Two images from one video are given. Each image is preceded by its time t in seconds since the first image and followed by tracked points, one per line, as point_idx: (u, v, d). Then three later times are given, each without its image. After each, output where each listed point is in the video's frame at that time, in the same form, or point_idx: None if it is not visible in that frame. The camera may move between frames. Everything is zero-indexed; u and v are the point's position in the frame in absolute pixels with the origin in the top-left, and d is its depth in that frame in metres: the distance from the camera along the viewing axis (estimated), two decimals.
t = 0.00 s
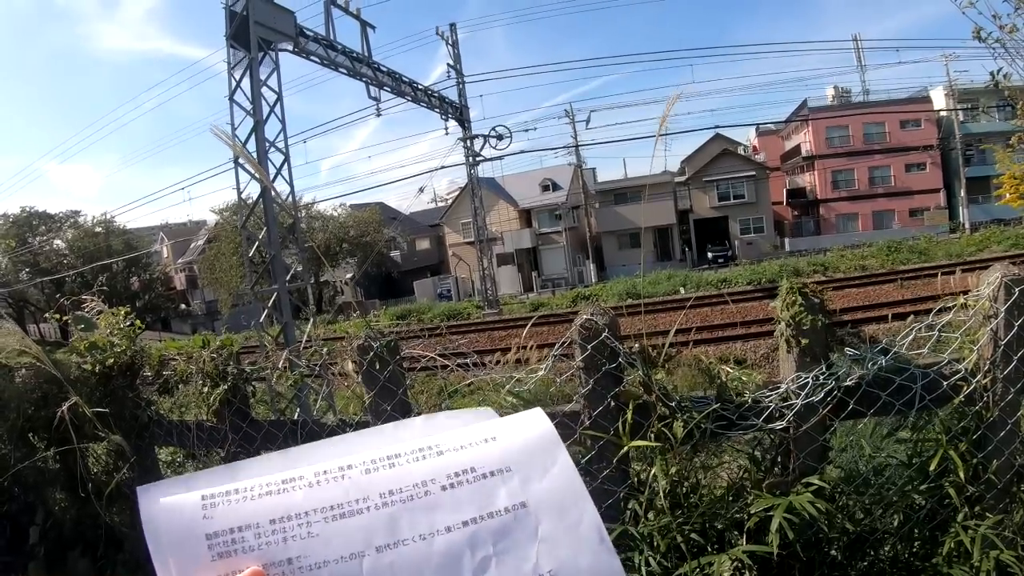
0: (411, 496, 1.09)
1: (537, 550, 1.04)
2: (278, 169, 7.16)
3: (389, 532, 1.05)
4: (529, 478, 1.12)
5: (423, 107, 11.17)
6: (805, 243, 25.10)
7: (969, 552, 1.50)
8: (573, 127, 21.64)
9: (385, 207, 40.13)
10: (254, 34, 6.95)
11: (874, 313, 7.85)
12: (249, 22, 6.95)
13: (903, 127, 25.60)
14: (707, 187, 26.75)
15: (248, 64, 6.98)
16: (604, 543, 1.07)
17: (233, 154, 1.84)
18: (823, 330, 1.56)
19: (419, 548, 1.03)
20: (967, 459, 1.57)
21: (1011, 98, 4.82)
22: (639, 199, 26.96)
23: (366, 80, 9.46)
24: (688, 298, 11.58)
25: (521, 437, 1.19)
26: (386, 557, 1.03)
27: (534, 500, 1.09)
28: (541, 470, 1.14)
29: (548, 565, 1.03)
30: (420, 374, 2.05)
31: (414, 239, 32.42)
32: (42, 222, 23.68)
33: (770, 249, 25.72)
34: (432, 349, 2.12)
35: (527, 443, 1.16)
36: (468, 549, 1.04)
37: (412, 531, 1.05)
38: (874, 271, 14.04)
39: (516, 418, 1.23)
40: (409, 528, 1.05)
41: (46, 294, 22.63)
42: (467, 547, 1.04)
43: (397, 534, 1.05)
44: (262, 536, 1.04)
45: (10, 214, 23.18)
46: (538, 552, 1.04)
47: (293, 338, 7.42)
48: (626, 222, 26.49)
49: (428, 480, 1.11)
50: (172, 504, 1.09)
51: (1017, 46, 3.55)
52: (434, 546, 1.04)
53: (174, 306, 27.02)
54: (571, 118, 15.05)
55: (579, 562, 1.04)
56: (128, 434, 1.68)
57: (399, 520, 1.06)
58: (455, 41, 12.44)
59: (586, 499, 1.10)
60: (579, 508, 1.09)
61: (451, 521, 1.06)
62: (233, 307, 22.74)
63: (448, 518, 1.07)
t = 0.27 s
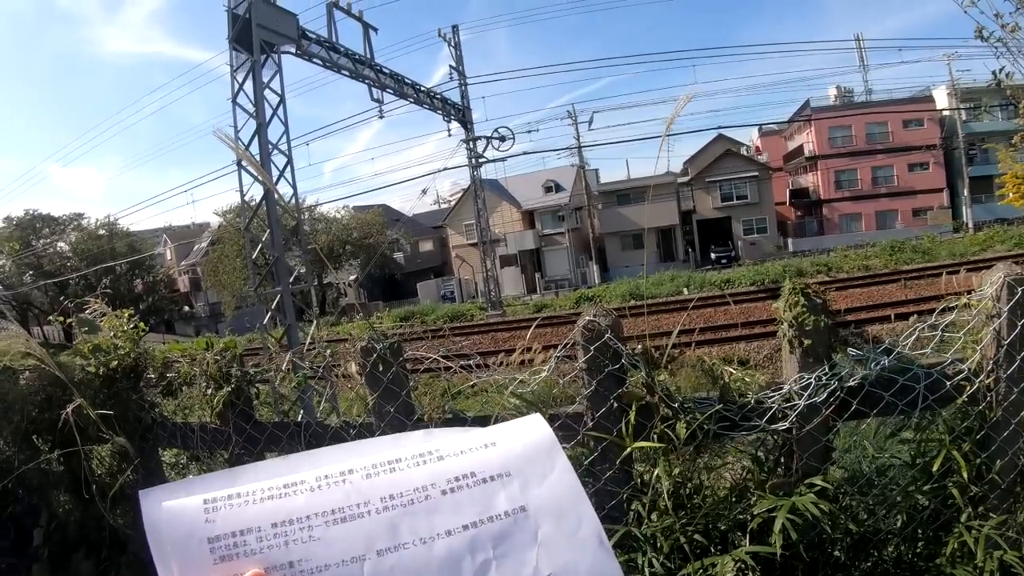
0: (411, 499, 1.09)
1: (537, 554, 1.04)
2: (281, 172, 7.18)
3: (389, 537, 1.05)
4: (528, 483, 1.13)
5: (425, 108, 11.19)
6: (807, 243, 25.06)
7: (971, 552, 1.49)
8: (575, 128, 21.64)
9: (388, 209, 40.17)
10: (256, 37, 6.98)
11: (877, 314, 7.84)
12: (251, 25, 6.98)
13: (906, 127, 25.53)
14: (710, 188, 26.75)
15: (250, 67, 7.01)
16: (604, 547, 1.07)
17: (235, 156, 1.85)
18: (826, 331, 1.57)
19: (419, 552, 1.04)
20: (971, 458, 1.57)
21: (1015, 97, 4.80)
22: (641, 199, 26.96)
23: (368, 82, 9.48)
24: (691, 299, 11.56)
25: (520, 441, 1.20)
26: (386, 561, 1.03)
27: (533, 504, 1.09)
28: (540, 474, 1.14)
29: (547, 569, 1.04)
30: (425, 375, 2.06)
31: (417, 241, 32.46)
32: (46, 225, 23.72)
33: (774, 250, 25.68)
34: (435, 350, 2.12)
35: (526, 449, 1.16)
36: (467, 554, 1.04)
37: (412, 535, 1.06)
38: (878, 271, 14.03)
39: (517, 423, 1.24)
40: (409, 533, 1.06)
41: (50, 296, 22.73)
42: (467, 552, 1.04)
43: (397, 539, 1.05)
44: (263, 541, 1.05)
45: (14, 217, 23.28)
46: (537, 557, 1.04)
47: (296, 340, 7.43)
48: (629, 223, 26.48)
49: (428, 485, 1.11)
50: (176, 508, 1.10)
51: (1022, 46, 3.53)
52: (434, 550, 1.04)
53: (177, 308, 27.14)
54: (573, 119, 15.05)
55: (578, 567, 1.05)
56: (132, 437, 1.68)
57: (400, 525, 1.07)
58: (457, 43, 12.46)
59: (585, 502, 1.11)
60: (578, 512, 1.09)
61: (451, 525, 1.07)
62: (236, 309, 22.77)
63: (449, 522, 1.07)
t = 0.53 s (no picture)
0: (418, 499, 1.09)
1: (543, 554, 1.04)
2: (284, 174, 7.19)
3: (395, 535, 1.06)
4: (534, 482, 1.13)
5: (428, 110, 11.20)
6: (809, 244, 25.03)
7: (975, 553, 1.49)
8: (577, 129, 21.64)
9: (390, 211, 40.22)
10: (259, 39, 7.00)
11: (880, 314, 7.83)
12: (254, 27, 7.00)
13: (908, 127, 25.48)
14: (712, 189, 26.73)
15: (252, 69, 7.02)
16: (611, 547, 1.07)
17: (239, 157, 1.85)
18: (828, 331, 1.57)
19: (425, 552, 1.04)
20: (974, 459, 1.57)
21: (1018, 97, 4.80)
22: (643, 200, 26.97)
23: (370, 84, 9.50)
24: (694, 300, 11.55)
25: (528, 441, 1.20)
26: (392, 560, 1.03)
27: (539, 504, 1.09)
28: (546, 474, 1.14)
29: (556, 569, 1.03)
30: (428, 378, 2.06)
31: (419, 242, 32.49)
32: (48, 227, 23.71)
33: (776, 250, 25.66)
34: (436, 351, 2.12)
35: (533, 448, 1.17)
36: (473, 553, 1.04)
37: (418, 534, 1.06)
38: (880, 272, 14.01)
39: (522, 422, 1.24)
40: (415, 532, 1.06)
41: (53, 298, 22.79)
42: (474, 551, 1.04)
43: (403, 537, 1.05)
44: (269, 539, 1.05)
45: (17, 219, 23.35)
46: (544, 556, 1.04)
47: (299, 342, 7.43)
48: (631, 224, 26.49)
49: (434, 484, 1.12)
50: (180, 506, 1.10)
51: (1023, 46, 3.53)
52: (440, 549, 1.04)
53: (180, 310, 27.20)
54: (575, 120, 15.05)
55: (585, 567, 1.04)
56: (135, 438, 1.69)
57: (406, 523, 1.07)
58: (459, 45, 12.47)
59: (591, 501, 1.11)
60: (584, 512, 1.09)
61: (456, 524, 1.07)
62: (239, 311, 22.77)
63: (454, 521, 1.07)
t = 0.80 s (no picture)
0: (421, 498, 1.10)
1: (548, 553, 1.05)
2: (287, 175, 7.20)
3: (398, 535, 1.06)
4: (538, 481, 1.14)
5: (431, 111, 11.22)
6: (812, 244, 24.98)
7: (979, 554, 1.49)
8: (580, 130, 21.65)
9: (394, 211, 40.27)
10: (262, 40, 7.01)
11: (884, 314, 7.82)
12: (257, 29, 7.01)
13: (911, 126, 25.41)
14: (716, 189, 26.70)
15: (256, 71, 7.04)
16: (615, 546, 1.08)
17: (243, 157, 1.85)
18: (833, 332, 1.56)
19: (428, 551, 1.05)
20: (978, 460, 1.57)
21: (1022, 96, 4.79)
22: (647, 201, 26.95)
23: (374, 85, 9.52)
24: (697, 300, 11.55)
25: (532, 440, 1.20)
26: (395, 559, 1.04)
27: (543, 504, 1.10)
28: (550, 473, 1.14)
29: (559, 567, 1.04)
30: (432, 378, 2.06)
31: (423, 243, 32.52)
32: (52, 228, 23.78)
33: (779, 251, 25.60)
34: (440, 352, 2.13)
35: (537, 447, 1.17)
36: (477, 553, 1.05)
37: (421, 533, 1.06)
38: (884, 272, 14.00)
39: (526, 421, 1.24)
40: (418, 531, 1.06)
41: (57, 299, 22.87)
42: (477, 550, 1.05)
43: (406, 537, 1.06)
44: (271, 539, 1.06)
45: (21, 221, 23.43)
46: (548, 555, 1.05)
47: (303, 343, 7.44)
48: (634, 224, 26.50)
49: (437, 482, 1.12)
50: (183, 506, 1.11)
51: None
52: (443, 548, 1.05)
53: (184, 311, 27.25)
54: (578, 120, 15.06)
55: (588, 566, 1.05)
56: (139, 439, 1.70)
57: (409, 523, 1.07)
58: (462, 45, 12.49)
59: (595, 500, 1.11)
60: (588, 511, 1.10)
61: (460, 523, 1.07)
62: (243, 312, 22.81)
63: (457, 521, 1.08)
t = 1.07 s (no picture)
0: (431, 497, 1.10)
1: (558, 551, 1.05)
2: (290, 175, 7.20)
3: (409, 534, 1.06)
4: (548, 480, 1.14)
5: (432, 112, 11.23)
6: (814, 245, 24.94)
7: (983, 557, 1.49)
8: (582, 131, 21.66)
9: (395, 212, 40.30)
10: (264, 41, 7.02)
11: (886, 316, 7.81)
12: (259, 29, 7.02)
13: (913, 128, 25.38)
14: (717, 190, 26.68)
15: (258, 72, 7.05)
16: (626, 545, 1.08)
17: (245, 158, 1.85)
18: (836, 334, 1.56)
19: (438, 551, 1.05)
20: (981, 462, 1.57)
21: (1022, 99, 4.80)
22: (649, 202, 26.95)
23: (376, 86, 9.53)
24: (699, 301, 11.55)
25: (542, 438, 1.21)
26: (407, 559, 1.04)
27: (553, 503, 1.10)
28: (561, 472, 1.15)
29: (570, 566, 1.04)
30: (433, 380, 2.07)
31: (424, 244, 32.53)
32: (53, 229, 23.82)
33: (781, 252, 25.58)
34: (441, 353, 2.13)
35: (545, 446, 1.18)
36: (487, 553, 1.05)
37: (432, 534, 1.06)
38: (886, 274, 13.97)
39: (535, 419, 1.25)
40: (429, 531, 1.07)
41: (59, 300, 22.89)
42: (488, 549, 1.05)
43: (417, 537, 1.06)
44: (282, 541, 1.06)
45: (23, 221, 23.44)
46: (559, 553, 1.05)
47: (304, 344, 7.43)
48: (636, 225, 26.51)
49: (447, 482, 1.12)
50: (193, 509, 1.11)
51: None
52: (454, 549, 1.05)
53: (185, 312, 27.28)
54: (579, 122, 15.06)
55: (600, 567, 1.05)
56: (141, 440, 1.70)
57: (419, 525, 1.07)
58: (464, 47, 12.51)
59: (605, 498, 1.12)
60: (598, 508, 1.10)
61: (470, 523, 1.07)
62: (244, 313, 22.83)
63: (467, 520, 1.08)
